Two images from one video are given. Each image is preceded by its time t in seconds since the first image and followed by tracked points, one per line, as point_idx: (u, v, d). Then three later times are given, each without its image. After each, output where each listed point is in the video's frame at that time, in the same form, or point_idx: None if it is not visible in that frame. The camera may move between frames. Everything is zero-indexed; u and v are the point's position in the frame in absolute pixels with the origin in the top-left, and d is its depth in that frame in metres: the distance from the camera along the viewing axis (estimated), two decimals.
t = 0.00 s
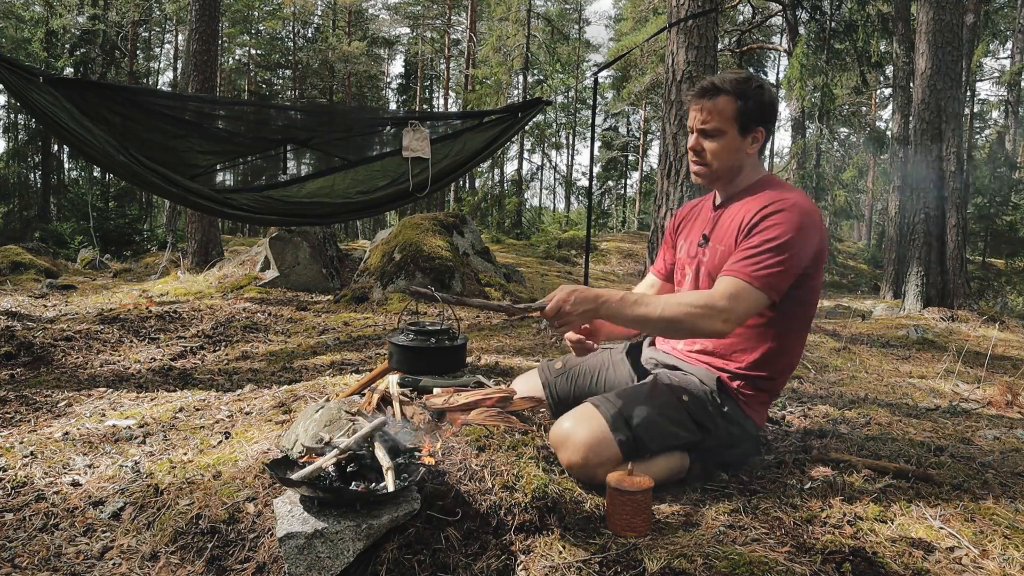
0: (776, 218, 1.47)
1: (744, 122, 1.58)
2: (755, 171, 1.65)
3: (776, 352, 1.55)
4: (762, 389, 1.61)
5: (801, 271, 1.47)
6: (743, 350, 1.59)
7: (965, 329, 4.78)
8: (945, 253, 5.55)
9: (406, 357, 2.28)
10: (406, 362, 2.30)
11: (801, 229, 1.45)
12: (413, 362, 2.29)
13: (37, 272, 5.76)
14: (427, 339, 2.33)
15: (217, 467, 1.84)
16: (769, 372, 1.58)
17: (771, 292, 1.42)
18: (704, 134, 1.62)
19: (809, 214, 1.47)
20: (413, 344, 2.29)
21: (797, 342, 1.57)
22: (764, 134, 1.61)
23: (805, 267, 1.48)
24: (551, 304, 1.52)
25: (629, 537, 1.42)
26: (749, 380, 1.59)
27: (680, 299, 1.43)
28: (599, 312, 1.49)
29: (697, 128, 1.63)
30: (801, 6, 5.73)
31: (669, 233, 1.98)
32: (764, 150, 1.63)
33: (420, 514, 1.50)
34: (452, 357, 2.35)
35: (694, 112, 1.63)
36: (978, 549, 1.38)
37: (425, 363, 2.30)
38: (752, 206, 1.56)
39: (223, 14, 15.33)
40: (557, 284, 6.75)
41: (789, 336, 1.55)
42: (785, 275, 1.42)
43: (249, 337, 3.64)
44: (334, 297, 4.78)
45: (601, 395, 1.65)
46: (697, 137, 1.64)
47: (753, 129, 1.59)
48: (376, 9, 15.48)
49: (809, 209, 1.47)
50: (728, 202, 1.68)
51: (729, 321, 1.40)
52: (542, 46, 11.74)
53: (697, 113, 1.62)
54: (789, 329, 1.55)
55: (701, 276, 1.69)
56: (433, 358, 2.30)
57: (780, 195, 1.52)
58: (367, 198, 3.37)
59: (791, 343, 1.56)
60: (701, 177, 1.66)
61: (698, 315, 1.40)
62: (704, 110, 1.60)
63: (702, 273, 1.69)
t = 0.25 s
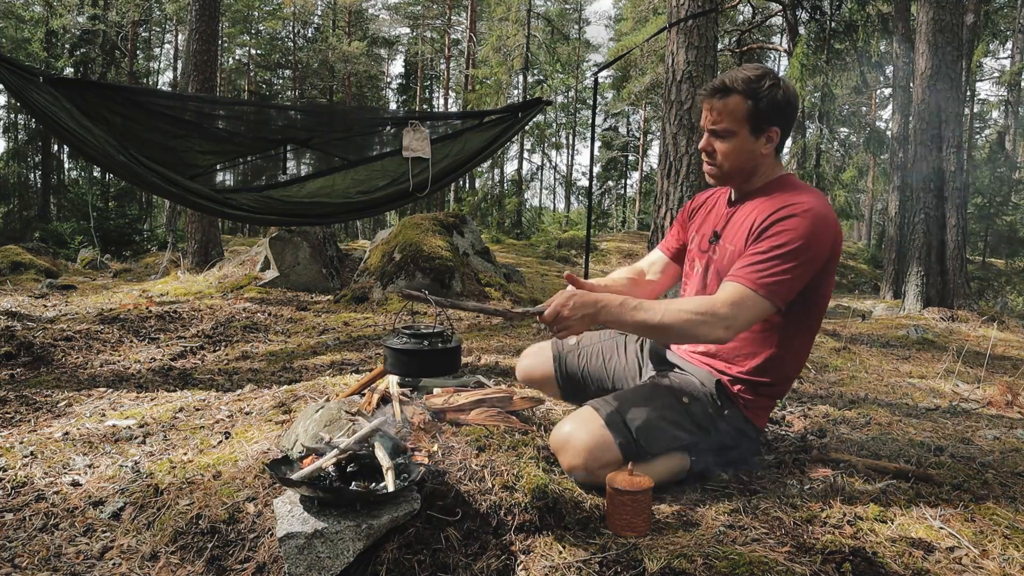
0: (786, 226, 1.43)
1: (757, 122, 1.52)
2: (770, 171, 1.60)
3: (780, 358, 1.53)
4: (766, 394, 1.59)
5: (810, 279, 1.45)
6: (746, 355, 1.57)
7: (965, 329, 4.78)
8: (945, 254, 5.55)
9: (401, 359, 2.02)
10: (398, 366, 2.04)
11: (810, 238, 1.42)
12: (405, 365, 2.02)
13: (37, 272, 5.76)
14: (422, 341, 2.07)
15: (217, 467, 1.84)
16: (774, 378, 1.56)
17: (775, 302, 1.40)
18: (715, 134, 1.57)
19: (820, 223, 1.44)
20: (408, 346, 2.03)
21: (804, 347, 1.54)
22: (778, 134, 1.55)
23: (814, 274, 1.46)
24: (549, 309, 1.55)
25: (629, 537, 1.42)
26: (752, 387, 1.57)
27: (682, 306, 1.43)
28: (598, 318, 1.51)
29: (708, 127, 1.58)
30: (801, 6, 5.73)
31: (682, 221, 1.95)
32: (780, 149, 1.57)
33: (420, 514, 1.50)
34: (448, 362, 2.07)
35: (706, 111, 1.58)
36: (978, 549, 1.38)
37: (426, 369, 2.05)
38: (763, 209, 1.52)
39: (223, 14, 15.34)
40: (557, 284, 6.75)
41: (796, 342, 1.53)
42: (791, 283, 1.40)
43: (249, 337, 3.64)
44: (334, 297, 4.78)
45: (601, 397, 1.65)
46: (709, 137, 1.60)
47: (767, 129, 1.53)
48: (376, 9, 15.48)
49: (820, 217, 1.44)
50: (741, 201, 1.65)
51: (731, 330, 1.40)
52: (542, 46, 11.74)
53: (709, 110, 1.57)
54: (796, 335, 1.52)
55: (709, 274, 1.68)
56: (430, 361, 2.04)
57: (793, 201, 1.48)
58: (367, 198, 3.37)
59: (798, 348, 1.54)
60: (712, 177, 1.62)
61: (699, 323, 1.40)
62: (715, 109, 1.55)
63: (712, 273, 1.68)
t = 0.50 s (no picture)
0: (790, 236, 1.41)
1: (757, 127, 1.48)
2: (776, 172, 1.56)
3: (784, 367, 1.51)
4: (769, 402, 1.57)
5: (815, 288, 1.42)
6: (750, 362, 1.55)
7: (965, 329, 4.78)
8: (945, 254, 5.55)
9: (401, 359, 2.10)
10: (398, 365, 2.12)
11: (815, 248, 1.39)
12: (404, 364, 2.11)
13: (37, 272, 5.76)
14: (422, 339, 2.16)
15: (217, 467, 1.84)
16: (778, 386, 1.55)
17: (778, 314, 1.38)
18: (715, 138, 1.54)
19: (825, 231, 1.40)
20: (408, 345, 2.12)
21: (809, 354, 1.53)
22: (781, 136, 1.50)
23: (821, 282, 1.43)
24: (549, 315, 1.55)
25: (629, 538, 1.41)
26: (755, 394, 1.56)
27: (683, 318, 1.42)
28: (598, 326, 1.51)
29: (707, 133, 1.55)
30: (801, 6, 5.73)
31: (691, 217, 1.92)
32: (785, 149, 1.53)
33: (420, 514, 1.50)
34: (447, 360, 2.17)
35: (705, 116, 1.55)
36: (978, 549, 1.38)
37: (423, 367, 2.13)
38: (767, 215, 1.49)
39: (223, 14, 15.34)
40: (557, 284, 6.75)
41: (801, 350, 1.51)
42: (794, 294, 1.38)
43: (249, 337, 3.64)
44: (334, 297, 4.78)
45: (601, 396, 1.66)
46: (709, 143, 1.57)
47: (767, 133, 1.49)
48: (376, 9, 15.48)
49: (826, 224, 1.40)
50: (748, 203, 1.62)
51: (733, 343, 1.39)
52: (542, 46, 11.74)
53: (708, 115, 1.53)
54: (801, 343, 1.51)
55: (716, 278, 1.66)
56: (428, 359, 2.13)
57: (797, 207, 1.44)
58: (367, 198, 3.37)
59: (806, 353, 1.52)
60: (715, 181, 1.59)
61: (700, 337, 1.40)
62: (714, 114, 1.52)
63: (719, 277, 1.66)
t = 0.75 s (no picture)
0: (798, 241, 1.39)
1: (767, 129, 1.47)
2: (787, 176, 1.54)
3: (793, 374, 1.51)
4: (777, 416, 1.55)
5: (823, 295, 1.41)
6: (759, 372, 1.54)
7: (965, 329, 4.78)
8: (945, 254, 5.55)
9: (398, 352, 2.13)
10: (393, 359, 2.16)
11: (824, 254, 1.38)
12: (399, 357, 2.14)
13: (37, 272, 5.76)
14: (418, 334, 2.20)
15: (217, 467, 1.84)
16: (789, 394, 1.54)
17: (785, 321, 1.38)
18: (725, 138, 1.52)
19: (836, 237, 1.39)
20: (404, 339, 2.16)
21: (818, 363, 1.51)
22: (792, 139, 1.48)
23: (831, 289, 1.42)
24: (551, 316, 1.56)
25: (629, 538, 1.42)
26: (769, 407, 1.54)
27: (688, 322, 1.42)
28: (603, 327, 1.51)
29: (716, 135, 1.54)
30: (801, 6, 5.74)
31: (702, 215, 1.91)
32: (798, 151, 1.51)
33: (420, 514, 1.50)
34: (441, 357, 2.18)
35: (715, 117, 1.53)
36: (978, 549, 1.38)
37: (418, 362, 2.15)
38: (777, 220, 1.48)
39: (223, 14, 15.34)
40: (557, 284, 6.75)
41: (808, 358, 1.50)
42: (801, 301, 1.37)
43: (249, 337, 3.64)
44: (334, 297, 4.78)
45: (607, 398, 1.64)
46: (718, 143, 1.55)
47: (777, 135, 1.47)
48: (376, 9, 15.48)
49: (836, 231, 1.39)
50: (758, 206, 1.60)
51: (738, 348, 1.39)
52: (542, 46, 11.74)
53: (719, 115, 1.52)
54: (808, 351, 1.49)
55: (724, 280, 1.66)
56: (425, 353, 2.15)
57: (807, 211, 1.43)
58: (367, 198, 3.36)
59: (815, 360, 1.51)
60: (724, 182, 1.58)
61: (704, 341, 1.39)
62: (724, 114, 1.50)
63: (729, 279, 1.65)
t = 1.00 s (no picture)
0: (808, 245, 1.40)
1: (780, 130, 1.47)
2: (799, 178, 1.54)
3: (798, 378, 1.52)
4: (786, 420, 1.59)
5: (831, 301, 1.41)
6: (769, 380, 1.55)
7: (965, 329, 4.78)
8: (945, 253, 5.55)
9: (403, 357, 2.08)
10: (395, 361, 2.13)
11: (833, 260, 1.38)
12: (403, 362, 2.10)
13: (37, 272, 5.76)
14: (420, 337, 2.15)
15: (217, 467, 1.84)
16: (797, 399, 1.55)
17: (791, 324, 1.38)
18: (738, 138, 1.52)
19: (846, 242, 1.39)
20: (409, 343, 2.10)
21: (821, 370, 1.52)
22: (805, 141, 1.48)
23: (838, 294, 1.42)
24: (555, 317, 1.51)
25: (629, 538, 1.42)
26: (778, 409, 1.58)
27: (694, 324, 1.42)
28: (606, 331, 1.50)
29: (728, 134, 1.54)
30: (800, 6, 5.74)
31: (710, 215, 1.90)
32: (811, 154, 1.51)
33: (420, 514, 1.50)
34: (444, 358, 2.14)
35: (728, 116, 1.53)
36: (978, 549, 1.38)
37: (425, 365, 2.11)
38: (787, 222, 1.49)
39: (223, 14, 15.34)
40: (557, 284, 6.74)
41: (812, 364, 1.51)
42: (808, 305, 1.38)
43: (249, 337, 3.64)
44: (334, 297, 4.77)
45: (626, 407, 1.59)
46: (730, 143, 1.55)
47: (790, 137, 1.47)
48: (376, 9, 15.48)
49: (846, 236, 1.39)
50: (768, 207, 1.60)
51: (744, 351, 1.40)
52: (542, 46, 11.74)
53: (732, 114, 1.52)
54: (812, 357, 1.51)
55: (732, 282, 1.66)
56: (431, 355, 2.11)
57: (818, 216, 1.43)
58: (367, 197, 3.36)
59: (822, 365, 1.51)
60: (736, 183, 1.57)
61: (710, 343, 1.40)
62: (738, 114, 1.50)
63: (736, 282, 1.65)
